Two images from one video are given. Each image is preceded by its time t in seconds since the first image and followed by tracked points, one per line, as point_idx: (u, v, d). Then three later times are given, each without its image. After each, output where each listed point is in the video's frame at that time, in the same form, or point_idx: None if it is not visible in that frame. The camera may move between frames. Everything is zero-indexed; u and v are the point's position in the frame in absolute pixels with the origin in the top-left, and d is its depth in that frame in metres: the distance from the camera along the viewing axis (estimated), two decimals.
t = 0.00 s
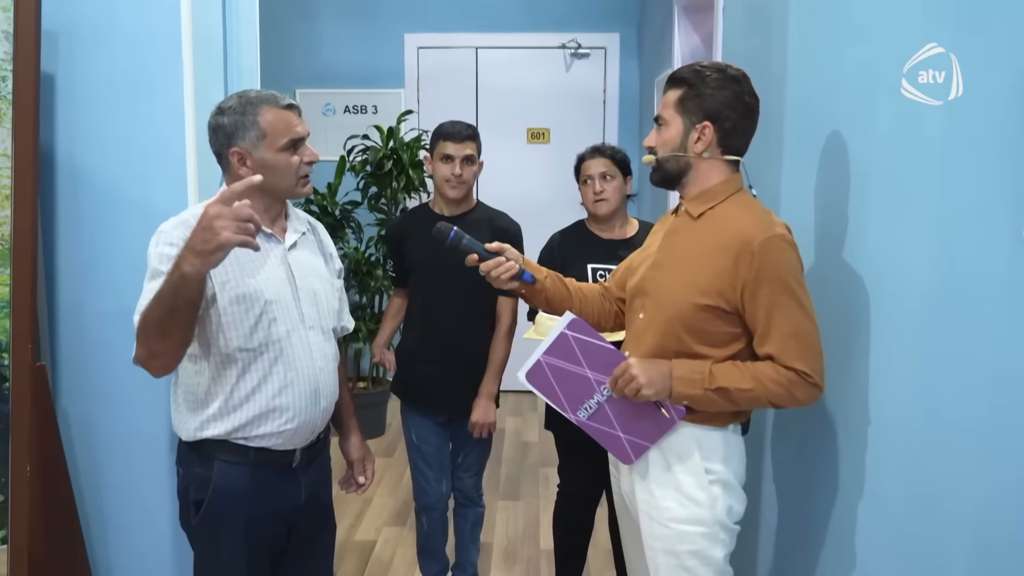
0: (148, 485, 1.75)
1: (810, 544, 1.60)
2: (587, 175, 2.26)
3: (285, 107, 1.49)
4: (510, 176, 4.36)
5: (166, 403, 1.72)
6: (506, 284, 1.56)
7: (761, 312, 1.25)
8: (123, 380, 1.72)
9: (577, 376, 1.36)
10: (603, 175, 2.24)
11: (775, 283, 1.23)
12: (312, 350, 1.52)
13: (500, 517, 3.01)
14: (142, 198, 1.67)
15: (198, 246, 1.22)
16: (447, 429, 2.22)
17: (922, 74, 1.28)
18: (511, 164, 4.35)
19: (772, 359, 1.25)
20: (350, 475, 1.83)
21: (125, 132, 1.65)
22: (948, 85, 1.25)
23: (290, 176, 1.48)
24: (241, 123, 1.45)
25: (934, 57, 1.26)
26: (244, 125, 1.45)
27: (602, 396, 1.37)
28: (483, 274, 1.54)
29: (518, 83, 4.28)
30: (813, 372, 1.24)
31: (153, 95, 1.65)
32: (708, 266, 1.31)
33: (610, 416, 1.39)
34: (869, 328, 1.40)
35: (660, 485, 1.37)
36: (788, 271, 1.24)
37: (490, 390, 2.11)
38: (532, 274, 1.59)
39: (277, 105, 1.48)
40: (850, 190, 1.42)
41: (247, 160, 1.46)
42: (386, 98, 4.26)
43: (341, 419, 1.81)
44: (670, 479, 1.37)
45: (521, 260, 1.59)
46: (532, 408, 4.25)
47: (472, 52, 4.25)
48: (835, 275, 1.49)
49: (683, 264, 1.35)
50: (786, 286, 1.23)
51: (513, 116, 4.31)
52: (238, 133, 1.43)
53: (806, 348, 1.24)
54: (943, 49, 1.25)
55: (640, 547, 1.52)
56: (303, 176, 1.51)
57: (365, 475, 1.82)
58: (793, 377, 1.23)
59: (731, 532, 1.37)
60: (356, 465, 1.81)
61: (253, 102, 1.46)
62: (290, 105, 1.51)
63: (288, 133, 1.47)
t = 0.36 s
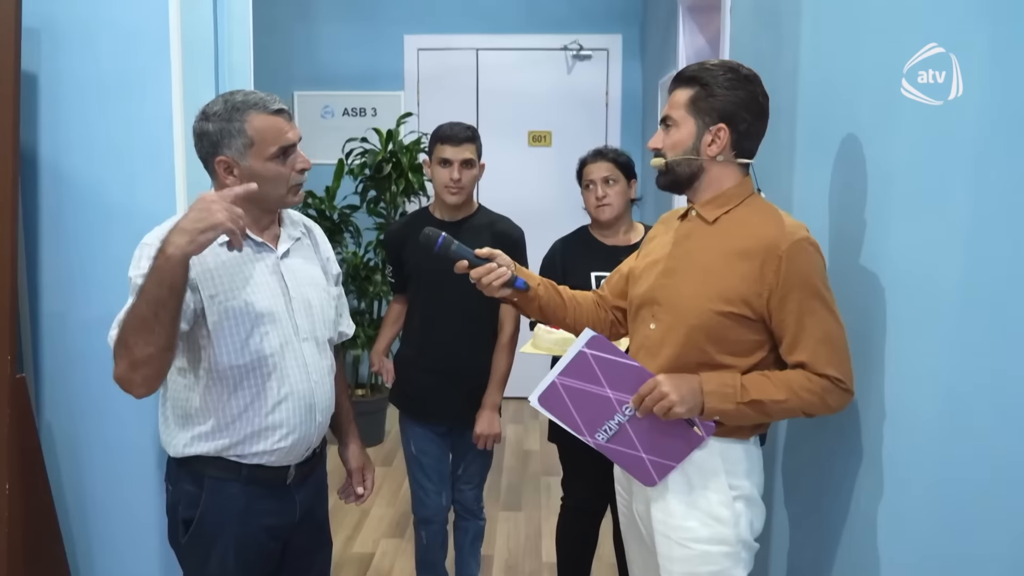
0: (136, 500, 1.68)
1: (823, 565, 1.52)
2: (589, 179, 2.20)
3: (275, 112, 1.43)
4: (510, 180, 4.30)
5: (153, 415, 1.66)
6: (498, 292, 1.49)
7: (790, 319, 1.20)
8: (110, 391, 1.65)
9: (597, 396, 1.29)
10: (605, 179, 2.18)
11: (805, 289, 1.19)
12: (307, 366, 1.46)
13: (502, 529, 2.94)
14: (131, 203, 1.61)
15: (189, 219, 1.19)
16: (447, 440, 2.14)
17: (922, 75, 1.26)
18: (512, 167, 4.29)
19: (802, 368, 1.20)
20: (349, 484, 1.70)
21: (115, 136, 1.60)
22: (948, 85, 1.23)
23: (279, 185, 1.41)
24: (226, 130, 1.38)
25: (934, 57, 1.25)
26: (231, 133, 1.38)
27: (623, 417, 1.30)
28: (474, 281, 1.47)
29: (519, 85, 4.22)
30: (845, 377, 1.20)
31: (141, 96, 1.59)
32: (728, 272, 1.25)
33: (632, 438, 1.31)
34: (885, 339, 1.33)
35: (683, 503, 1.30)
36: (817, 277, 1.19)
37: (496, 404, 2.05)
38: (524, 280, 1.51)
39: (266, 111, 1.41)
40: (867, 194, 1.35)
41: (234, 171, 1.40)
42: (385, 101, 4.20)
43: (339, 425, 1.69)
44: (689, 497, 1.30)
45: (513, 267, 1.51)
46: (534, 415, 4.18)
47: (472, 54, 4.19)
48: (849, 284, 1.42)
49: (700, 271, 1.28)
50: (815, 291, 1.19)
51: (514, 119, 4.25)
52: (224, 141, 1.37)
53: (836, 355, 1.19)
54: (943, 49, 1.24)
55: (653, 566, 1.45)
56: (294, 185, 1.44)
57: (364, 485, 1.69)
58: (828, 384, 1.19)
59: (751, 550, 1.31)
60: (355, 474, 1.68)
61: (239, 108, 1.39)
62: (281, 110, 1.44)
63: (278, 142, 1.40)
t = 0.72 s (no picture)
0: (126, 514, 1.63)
1: None
2: (593, 184, 2.15)
3: (267, 115, 1.37)
4: (511, 184, 4.25)
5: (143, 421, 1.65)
6: (494, 300, 1.43)
7: (809, 326, 1.15)
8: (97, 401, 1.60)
9: (608, 409, 1.23)
10: (609, 185, 2.13)
11: (824, 295, 1.14)
12: (300, 379, 1.40)
13: (503, 540, 2.88)
14: (118, 210, 1.62)
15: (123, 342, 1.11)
16: (447, 451, 2.08)
17: (922, 75, 1.23)
18: (513, 170, 4.23)
19: (822, 377, 1.15)
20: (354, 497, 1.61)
21: (105, 142, 1.61)
22: (949, 85, 1.20)
23: (270, 191, 1.36)
24: (216, 133, 1.34)
25: (934, 57, 1.22)
26: (220, 136, 1.34)
27: (635, 430, 1.24)
28: (469, 288, 1.41)
29: (520, 88, 4.17)
30: (865, 387, 1.15)
31: (132, 99, 1.61)
32: (743, 279, 1.19)
33: (644, 450, 1.26)
34: (902, 349, 1.27)
35: (699, 519, 1.24)
36: (836, 282, 1.14)
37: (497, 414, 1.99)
38: (523, 287, 1.46)
39: (258, 114, 1.36)
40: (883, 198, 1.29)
41: (223, 176, 1.35)
42: (385, 104, 4.15)
43: (340, 436, 1.62)
44: (705, 515, 1.23)
45: (510, 273, 1.46)
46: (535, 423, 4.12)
47: (473, 56, 4.13)
48: (864, 294, 1.36)
49: (715, 278, 1.22)
50: (834, 297, 1.14)
51: (515, 122, 4.19)
52: (213, 145, 1.31)
53: (856, 364, 1.14)
54: (943, 49, 1.20)
55: None
56: (285, 191, 1.39)
57: (371, 500, 1.61)
58: (848, 392, 1.14)
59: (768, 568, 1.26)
60: (361, 488, 1.60)
61: (229, 110, 1.35)
62: (273, 112, 1.39)
63: (269, 145, 1.35)
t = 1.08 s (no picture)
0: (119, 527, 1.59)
1: None
2: (599, 186, 2.10)
3: (262, 112, 1.32)
4: (512, 187, 4.20)
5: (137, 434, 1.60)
6: (497, 306, 1.38)
7: (830, 336, 1.09)
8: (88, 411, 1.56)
9: (618, 420, 1.18)
10: (615, 187, 2.07)
11: (846, 303, 1.08)
12: (299, 390, 1.35)
13: (504, 549, 2.82)
14: (106, 210, 1.59)
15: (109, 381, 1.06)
16: (448, 460, 2.03)
17: (922, 75, 1.21)
18: (515, 173, 4.18)
19: (842, 389, 1.10)
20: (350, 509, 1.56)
21: (96, 136, 1.57)
22: (948, 86, 1.18)
23: (266, 192, 1.31)
24: (209, 131, 1.28)
25: (933, 57, 1.20)
26: (213, 134, 1.28)
27: (646, 442, 1.19)
28: (473, 294, 1.36)
29: (521, 89, 4.12)
30: (888, 400, 1.10)
31: (119, 95, 1.57)
32: (761, 286, 1.14)
33: (655, 464, 1.20)
34: (925, 358, 1.22)
35: (712, 537, 1.18)
36: (858, 290, 1.09)
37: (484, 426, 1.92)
38: (527, 293, 1.40)
39: (252, 111, 1.31)
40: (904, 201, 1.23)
41: (217, 176, 1.30)
42: (384, 105, 4.10)
43: (336, 446, 1.56)
44: (719, 532, 1.18)
45: (513, 278, 1.40)
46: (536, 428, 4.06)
47: (474, 57, 4.08)
48: (885, 300, 1.31)
49: (731, 285, 1.17)
50: (856, 305, 1.09)
51: (516, 124, 4.14)
52: (206, 143, 1.26)
53: (880, 376, 1.09)
54: (943, 49, 1.18)
55: None
56: (283, 192, 1.34)
57: (366, 512, 1.55)
58: (870, 406, 1.08)
59: None
60: (355, 499, 1.54)
61: (223, 107, 1.30)
62: (269, 109, 1.34)
63: (264, 143, 1.30)
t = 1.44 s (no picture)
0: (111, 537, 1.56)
1: None
2: (599, 189, 2.07)
3: (258, 111, 1.29)
4: (512, 189, 4.17)
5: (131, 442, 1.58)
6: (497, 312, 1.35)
7: (842, 347, 1.06)
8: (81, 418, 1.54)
9: (622, 431, 1.15)
10: (616, 190, 2.05)
11: (859, 313, 1.05)
12: (295, 398, 1.32)
13: (505, 555, 2.79)
14: (99, 212, 1.58)
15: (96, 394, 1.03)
16: (448, 467, 2.00)
17: (922, 75, 1.20)
18: (515, 175, 4.15)
19: (853, 402, 1.07)
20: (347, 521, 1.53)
21: (90, 134, 1.57)
22: (948, 86, 1.16)
23: (263, 193, 1.28)
24: (204, 131, 1.25)
25: (933, 57, 1.18)
26: (209, 133, 1.25)
27: (651, 455, 1.16)
28: (473, 300, 1.33)
29: (521, 91, 4.09)
30: (901, 413, 1.07)
31: (113, 92, 1.56)
32: (770, 295, 1.11)
33: (660, 477, 1.17)
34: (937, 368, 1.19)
35: (717, 551, 1.15)
36: (870, 300, 1.06)
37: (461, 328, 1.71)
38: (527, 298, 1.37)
39: (248, 110, 1.28)
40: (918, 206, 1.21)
41: (212, 176, 1.27)
42: (383, 106, 4.07)
43: (333, 456, 1.53)
44: (725, 546, 1.15)
45: (513, 282, 1.37)
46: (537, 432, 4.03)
47: (474, 58, 4.06)
48: (897, 307, 1.28)
49: (739, 293, 1.14)
50: (869, 316, 1.05)
51: (516, 125, 4.12)
52: (201, 143, 1.23)
53: (892, 388, 1.06)
54: (943, 49, 1.17)
55: None
56: (280, 193, 1.31)
57: (363, 523, 1.52)
58: (882, 420, 1.05)
59: None
60: (353, 510, 1.51)
61: (218, 106, 1.27)
62: (265, 109, 1.31)
63: (261, 143, 1.27)
